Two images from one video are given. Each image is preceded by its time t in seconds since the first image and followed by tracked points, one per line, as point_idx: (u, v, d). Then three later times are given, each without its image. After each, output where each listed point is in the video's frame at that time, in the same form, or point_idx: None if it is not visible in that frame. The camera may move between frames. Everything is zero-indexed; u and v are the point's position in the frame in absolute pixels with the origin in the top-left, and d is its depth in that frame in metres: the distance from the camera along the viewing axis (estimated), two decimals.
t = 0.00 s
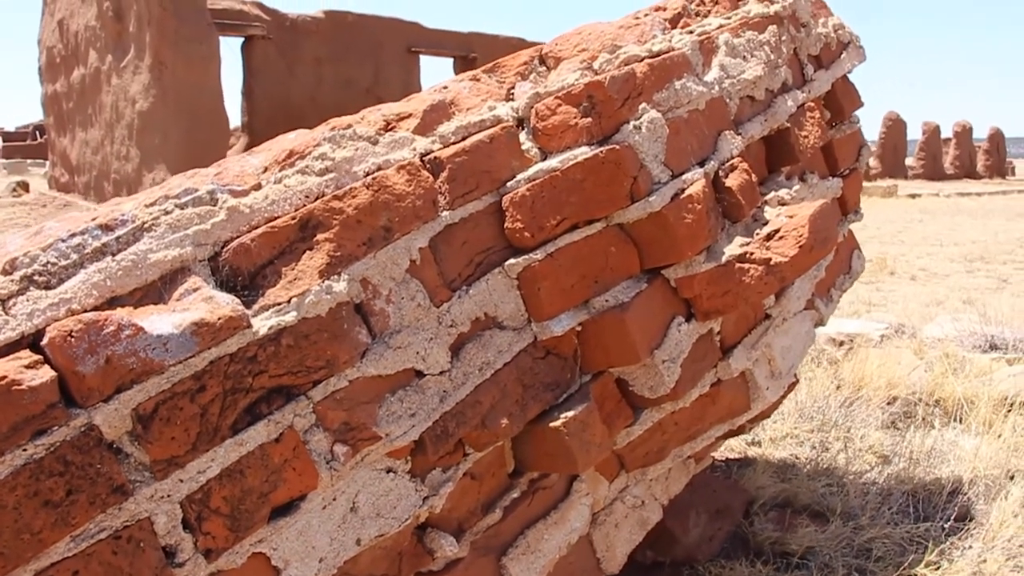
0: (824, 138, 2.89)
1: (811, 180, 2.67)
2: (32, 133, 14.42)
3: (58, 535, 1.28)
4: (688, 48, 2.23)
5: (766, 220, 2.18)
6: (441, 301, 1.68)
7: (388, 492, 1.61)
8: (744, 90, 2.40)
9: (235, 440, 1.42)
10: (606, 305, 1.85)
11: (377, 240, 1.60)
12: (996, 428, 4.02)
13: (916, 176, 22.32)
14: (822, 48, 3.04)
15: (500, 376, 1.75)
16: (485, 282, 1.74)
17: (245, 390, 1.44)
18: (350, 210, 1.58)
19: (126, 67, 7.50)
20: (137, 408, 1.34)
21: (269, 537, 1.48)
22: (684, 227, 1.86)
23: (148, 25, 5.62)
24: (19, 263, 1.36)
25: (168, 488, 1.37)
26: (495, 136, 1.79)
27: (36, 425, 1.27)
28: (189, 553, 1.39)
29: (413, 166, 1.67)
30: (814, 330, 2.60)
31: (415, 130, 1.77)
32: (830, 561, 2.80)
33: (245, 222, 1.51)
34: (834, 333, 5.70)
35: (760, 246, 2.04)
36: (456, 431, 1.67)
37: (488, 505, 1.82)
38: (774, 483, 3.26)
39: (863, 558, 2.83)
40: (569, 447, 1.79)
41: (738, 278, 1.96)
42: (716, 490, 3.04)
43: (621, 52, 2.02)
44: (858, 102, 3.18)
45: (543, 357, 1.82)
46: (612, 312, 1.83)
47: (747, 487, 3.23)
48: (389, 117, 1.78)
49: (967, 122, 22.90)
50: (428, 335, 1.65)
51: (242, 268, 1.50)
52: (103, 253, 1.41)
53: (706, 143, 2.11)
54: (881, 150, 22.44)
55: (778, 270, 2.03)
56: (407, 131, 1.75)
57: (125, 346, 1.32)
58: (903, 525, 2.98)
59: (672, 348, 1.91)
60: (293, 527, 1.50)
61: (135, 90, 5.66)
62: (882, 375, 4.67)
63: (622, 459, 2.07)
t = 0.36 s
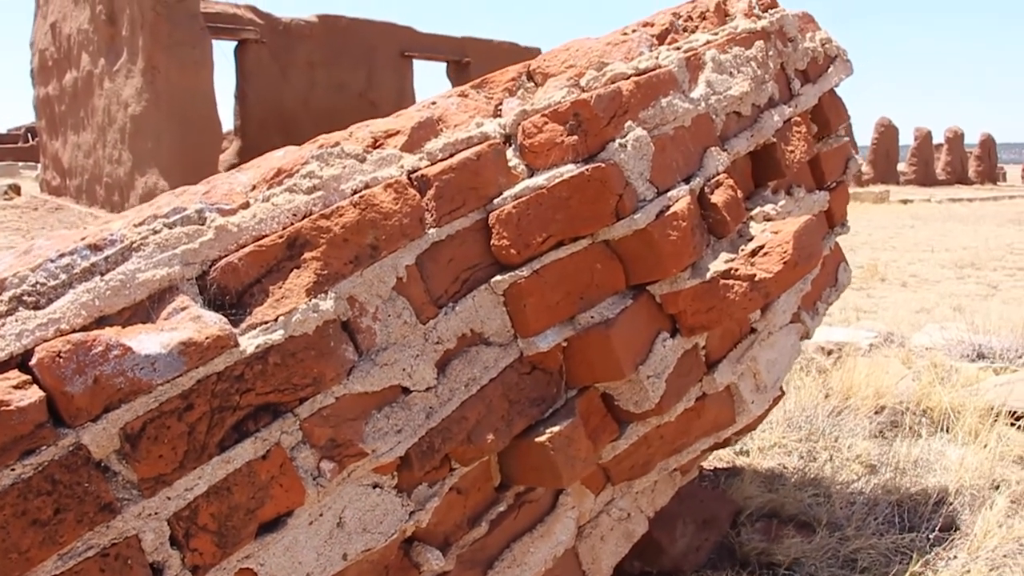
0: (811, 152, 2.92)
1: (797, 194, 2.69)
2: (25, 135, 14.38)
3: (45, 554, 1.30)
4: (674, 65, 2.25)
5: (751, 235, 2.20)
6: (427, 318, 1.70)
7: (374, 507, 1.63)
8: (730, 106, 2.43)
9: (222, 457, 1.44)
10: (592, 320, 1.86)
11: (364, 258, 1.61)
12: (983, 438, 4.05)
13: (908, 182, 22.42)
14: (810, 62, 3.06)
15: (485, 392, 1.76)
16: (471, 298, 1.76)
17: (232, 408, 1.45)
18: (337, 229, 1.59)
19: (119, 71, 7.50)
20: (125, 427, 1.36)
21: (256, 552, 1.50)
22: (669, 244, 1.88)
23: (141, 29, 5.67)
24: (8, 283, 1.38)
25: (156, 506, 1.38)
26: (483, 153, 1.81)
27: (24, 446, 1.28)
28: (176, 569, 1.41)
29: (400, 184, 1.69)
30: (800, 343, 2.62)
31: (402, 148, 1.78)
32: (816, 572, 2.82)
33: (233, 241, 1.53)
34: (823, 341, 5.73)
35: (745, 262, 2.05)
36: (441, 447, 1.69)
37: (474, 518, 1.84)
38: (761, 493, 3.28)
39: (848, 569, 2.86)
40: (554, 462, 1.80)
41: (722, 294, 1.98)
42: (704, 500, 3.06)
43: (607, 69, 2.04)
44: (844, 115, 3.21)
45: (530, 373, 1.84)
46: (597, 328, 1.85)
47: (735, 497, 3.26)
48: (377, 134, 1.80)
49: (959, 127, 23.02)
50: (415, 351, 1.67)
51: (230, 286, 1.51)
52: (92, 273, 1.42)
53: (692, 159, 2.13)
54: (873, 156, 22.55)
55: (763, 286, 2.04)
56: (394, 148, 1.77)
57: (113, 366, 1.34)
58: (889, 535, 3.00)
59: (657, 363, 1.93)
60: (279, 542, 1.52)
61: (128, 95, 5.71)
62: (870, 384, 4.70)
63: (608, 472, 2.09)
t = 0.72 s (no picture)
0: (806, 163, 2.94)
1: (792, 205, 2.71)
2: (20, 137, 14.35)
3: (49, 562, 1.32)
4: (671, 77, 2.26)
5: (745, 247, 2.22)
6: (424, 328, 1.72)
7: (371, 516, 1.65)
8: (725, 118, 2.44)
9: (222, 466, 1.46)
10: (587, 331, 1.89)
11: (363, 269, 1.63)
12: (975, 446, 4.07)
13: (904, 187, 22.51)
14: (805, 72, 3.09)
15: (482, 402, 1.79)
16: (468, 308, 1.78)
17: (232, 418, 1.47)
18: (336, 240, 1.61)
19: (116, 73, 7.53)
20: (127, 436, 1.38)
21: (255, 560, 1.51)
22: (663, 256, 1.89)
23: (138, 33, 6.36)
24: (12, 295, 1.40)
25: (157, 514, 1.40)
26: (480, 165, 1.83)
27: (29, 454, 1.30)
28: None
29: (398, 196, 1.71)
30: (794, 353, 2.65)
31: (400, 159, 1.81)
32: None
33: (233, 252, 1.55)
34: (817, 349, 5.76)
35: (739, 273, 2.07)
36: (438, 456, 1.71)
37: (469, 526, 1.86)
38: (755, 500, 3.31)
39: None
40: (549, 471, 1.82)
41: (716, 305, 1.99)
42: (697, 507, 3.09)
43: (604, 82, 2.06)
44: (839, 125, 3.24)
45: (525, 383, 1.86)
46: (592, 339, 1.87)
47: (728, 504, 3.28)
48: (376, 145, 1.83)
49: (954, 133, 23.12)
50: (412, 362, 1.69)
51: (230, 297, 1.53)
52: (94, 284, 1.44)
53: (687, 171, 2.14)
54: (869, 161, 22.63)
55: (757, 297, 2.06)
56: (392, 159, 1.79)
57: (116, 377, 1.36)
58: (881, 543, 3.02)
59: (652, 374, 1.95)
60: (278, 550, 1.54)
61: (125, 96, 6.39)
62: (864, 392, 4.73)
63: (603, 480, 2.11)
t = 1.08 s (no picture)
0: (804, 169, 2.94)
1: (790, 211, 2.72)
2: (25, 137, 14.40)
3: (51, 563, 1.34)
4: (670, 83, 2.27)
5: (743, 253, 2.22)
6: (423, 333, 1.74)
7: (370, 519, 1.67)
8: (724, 124, 2.44)
9: (222, 470, 1.48)
10: (585, 336, 1.90)
11: (362, 275, 1.65)
12: (974, 450, 4.08)
13: (908, 189, 22.52)
14: (804, 78, 3.11)
15: (480, 406, 1.80)
16: (466, 313, 1.80)
17: (232, 422, 1.49)
18: (336, 247, 1.63)
19: (119, 74, 7.55)
20: (129, 441, 1.40)
21: (254, 562, 1.53)
22: (660, 262, 1.91)
23: (140, 34, 6.94)
24: (16, 302, 1.42)
25: (158, 517, 1.42)
26: (479, 171, 1.85)
27: (32, 459, 1.32)
28: None
29: (398, 203, 1.73)
30: (792, 357, 2.66)
31: (400, 165, 1.83)
32: None
33: (235, 259, 1.57)
34: (817, 352, 5.78)
35: (736, 279, 2.08)
36: (436, 459, 1.73)
37: (467, 529, 1.88)
38: (752, 503, 3.33)
39: None
40: (547, 475, 1.84)
41: (713, 311, 2.00)
42: (695, 511, 3.12)
43: (603, 89, 2.06)
44: (838, 130, 3.25)
45: (523, 387, 1.87)
46: (590, 344, 1.89)
47: (726, 507, 3.31)
48: (376, 152, 1.85)
49: (958, 134, 23.12)
50: (411, 366, 1.71)
51: (231, 303, 1.55)
52: (97, 290, 1.46)
53: (685, 177, 2.15)
54: (873, 163, 22.64)
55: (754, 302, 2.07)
56: (393, 166, 1.81)
57: (118, 383, 1.38)
58: (878, 547, 3.04)
59: (649, 378, 1.96)
60: (277, 553, 1.55)
61: (130, 97, 7.04)
62: (864, 395, 4.74)
63: (600, 483, 2.12)
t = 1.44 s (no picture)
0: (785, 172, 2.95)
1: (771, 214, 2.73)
2: (18, 129, 14.35)
3: (26, 563, 1.35)
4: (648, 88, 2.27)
5: (720, 256, 2.23)
6: (399, 335, 1.76)
7: (346, 518, 1.69)
8: (703, 128, 2.44)
9: (198, 470, 1.49)
10: (561, 339, 1.92)
11: (339, 278, 1.67)
12: (954, 451, 4.12)
13: (901, 187, 22.62)
14: (787, 81, 3.12)
15: (456, 408, 1.83)
16: (443, 316, 1.82)
17: (208, 423, 1.51)
18: (313, 250, 1.65)
19: (112, 67, 7.55)
20: (104, 442, 1.42)
21: (230, 561, 1.55)
22: (636, 265, 1.92)
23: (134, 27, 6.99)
24: None
25: (133, 517, 1.44)
26: (457, 175, 1.87)
27: (7, 460, 1.34)
28: None
29: (375, 207, 1.75)
30: (771, 359, 2.68)
31: (379, 168, 1.85)
32: None
33: (212, 261, 1.59)
34: (803, 351, 5.80)
35: (713, 282, 2.09)
36: (412, 460, 1.76)
37: (444, 528, 1.90)
38: (733, 503, 3.36)
39: None
40: (522, 475, 1.86)
41: (689, 314, 2.02)
42: (676, 511, 3.16)
43: (582, 93, 2.07)
44: (821, 133, 3.26)
45: (500, 389, 1.90)
46: (566, 347, 1.91)
47: (707, 507, 3.34)
48: (356, 154, 1.87)
49: (951, 134, 23.21)
50: (387, 368, 1.73)
51: (208, 305, 1.57)
52: (74, 293, 1.48)
53: (663, 181, 2.16)
54: (866, 161, 22.71)
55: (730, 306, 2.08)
56: (372, 169, 1.83)
57: (94, 385, 1.40)
58: (856, 547, 3.07)
59: (625, 380, 1.98)
60: (252, 552, 1.58)
61: (123, 90, 7.12)
62: (848, 395, 4.77)
63: (578, 484, 2.14)
